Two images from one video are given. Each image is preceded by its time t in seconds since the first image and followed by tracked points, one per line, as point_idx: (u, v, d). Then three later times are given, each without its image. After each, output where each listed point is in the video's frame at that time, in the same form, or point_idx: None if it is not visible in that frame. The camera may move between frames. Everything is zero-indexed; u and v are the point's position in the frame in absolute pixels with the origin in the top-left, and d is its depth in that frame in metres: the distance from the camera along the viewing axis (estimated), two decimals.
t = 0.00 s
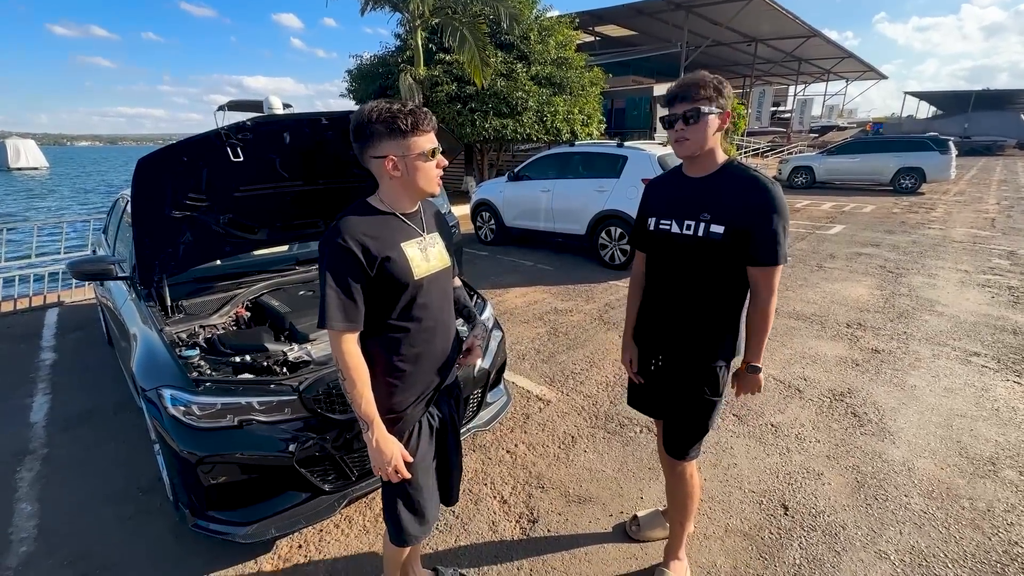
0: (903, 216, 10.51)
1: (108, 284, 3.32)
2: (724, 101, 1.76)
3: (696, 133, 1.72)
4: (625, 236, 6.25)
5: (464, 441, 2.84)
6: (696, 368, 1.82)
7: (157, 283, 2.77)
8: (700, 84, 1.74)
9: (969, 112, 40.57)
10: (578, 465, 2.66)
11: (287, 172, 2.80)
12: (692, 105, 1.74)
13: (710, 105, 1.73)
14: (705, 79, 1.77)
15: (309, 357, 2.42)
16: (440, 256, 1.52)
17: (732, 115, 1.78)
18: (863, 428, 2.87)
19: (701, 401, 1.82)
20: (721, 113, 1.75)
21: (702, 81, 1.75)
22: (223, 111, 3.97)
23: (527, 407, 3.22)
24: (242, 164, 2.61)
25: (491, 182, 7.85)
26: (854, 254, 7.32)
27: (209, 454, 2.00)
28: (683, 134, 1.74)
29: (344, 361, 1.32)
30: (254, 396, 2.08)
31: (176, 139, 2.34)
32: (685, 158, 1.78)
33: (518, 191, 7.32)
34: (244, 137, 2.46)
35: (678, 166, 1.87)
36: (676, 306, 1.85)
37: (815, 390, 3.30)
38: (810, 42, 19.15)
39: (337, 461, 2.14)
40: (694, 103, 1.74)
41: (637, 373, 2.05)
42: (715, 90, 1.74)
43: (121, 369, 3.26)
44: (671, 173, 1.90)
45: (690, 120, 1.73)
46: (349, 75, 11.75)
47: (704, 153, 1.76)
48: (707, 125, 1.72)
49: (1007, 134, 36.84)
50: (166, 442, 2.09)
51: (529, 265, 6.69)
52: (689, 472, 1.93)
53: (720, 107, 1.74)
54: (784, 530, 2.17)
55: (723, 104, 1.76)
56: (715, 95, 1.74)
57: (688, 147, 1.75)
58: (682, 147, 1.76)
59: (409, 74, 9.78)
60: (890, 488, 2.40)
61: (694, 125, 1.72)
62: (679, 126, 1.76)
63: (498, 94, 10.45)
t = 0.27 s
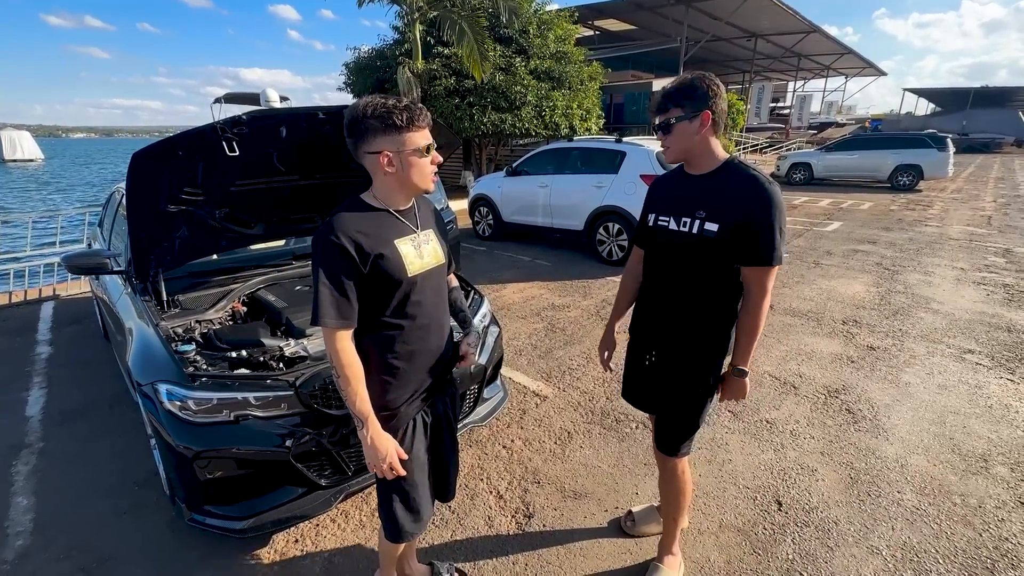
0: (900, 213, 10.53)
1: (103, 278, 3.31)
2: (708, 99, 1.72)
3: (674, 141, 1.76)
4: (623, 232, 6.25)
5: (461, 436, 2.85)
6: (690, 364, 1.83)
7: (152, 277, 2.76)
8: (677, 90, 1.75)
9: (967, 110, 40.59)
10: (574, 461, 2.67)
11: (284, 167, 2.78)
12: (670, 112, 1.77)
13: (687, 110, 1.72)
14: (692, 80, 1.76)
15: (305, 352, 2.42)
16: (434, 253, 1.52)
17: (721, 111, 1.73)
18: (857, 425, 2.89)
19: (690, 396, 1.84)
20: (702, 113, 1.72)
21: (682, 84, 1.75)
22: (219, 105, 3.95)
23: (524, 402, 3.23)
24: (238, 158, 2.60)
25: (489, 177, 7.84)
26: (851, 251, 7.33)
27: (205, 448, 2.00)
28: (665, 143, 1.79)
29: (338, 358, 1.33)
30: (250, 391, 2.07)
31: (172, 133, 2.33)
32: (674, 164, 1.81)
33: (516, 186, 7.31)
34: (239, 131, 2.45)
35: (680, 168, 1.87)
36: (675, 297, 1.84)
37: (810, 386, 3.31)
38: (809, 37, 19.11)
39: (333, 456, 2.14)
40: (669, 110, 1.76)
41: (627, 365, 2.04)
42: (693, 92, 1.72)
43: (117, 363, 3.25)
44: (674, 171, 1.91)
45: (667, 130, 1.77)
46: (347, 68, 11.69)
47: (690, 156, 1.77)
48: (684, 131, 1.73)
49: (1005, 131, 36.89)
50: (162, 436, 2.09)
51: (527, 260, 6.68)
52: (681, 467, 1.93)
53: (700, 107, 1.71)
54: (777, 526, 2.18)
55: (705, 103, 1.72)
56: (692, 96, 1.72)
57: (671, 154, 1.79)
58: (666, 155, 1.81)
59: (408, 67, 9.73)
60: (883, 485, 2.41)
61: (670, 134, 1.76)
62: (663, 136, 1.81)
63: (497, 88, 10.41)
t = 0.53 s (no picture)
0: (896, 210, 10.56)
1: (95, 272, 3.28)
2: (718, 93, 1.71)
3: (681, 131, 1.74)
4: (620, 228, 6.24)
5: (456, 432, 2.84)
6: (684, 360, 1.82)
7: (144, 272, 2.73)
8: (689, 79, 1.74)
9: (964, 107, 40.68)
10: (569, 457, 2.67)
11: (277, 160, 2.75)
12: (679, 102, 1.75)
13: (697, 101, 1.71)
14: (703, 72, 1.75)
15: (299, 348, 2.40)
16: (428, 249, 1.51)
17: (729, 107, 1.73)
18: (852, 422, 2.90)
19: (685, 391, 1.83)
20: (711, 106, 1.71)
21: (694, 75, 1.74)
22: (214, 97, 3.92)
23: (520, 398, 3.23)
24: (231, 152, 2.57)
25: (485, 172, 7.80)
26: (847, 248, 7.35)
27: (197, 445, 1.99)
28: (669, 132, 1.77)
29: (331, 355, 1.31)
30: (243, 387, 2.06)
31: (163, 125, 2.30)
32: (676, 156, 1.79)
33: (513, 181, 7.29)
34: (232, 124, 2.42)
35: (681, 163, 1.86)
36: (670, 292, 1.84)
37: (805, 383, 3.32)
38: (808, 33, 19.08)
39: (327, 453, 2.14)
40: (679, 100, 1.74)
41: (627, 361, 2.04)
42: (705, 83, 1.71)
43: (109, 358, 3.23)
44: (676, 167, 1.90)
45: (674, 119, 1.74)
46: (343, 61, 11.60)
47: (693, 149, 1.75)
48: (693, 122, 1.71)
49: (1001, 129, 37.02)
50: (154, 433, 2.08)
51: (523, 255, 6.67)
52: (676, 464, 1.92)
53: (710, 99, 1.70)
54: (772, 522, 2.19)
55: (715, 96, 1.71)
56: (702, 88, 1.71)
57: (675, 145, 1.77)
58: (670, 145, 1.79)
59: (404, 61, 9.67)
60: (876, 481, 2.42)
61: (678, 123, 1.74)
62: (668, 125, 1.78)
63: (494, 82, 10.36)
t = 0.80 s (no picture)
0: (890, 208, 10.61)
1: (86, 267, 3.25)
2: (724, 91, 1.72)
3: (686, 123, 1.72)
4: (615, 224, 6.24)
5: (451, 427, 2.84)
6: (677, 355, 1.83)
7: (136, 266, 2.71)
8: (701, 72, 1.72)
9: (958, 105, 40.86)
10: (564, 452, 2.68)
11: (271, 154, 2.73)
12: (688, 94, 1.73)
13: (706, 96, 1.70)
14: (711, 68, 1.74)
15: (293, 343, 2.39)
16: (423, 244, 1.50)
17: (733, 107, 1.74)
18: (844, 417, 2.92)
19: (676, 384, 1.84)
20: (718, 104, 1.72)
21: (702, 70, 1.73)
22: (206, 90, 3.89)
23: (515, 394, 3.23)
24: (224, 145, 2.55)
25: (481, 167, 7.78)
26: (841, 245, 7.38)
27: (190, 440, 1.98)
28: (673, 123, 1.75)
29: (327, 351, 1.30)
30: (236, 381, 2.04)
31: (155, 118, 2.28)
32: (675, 148, 1.78)
33: (509, 176, 7.27)
34: (225, 117, 2.40)
35: (678, 158, 1.85)
36: (664, 288, 1.84)
37: (799, 379, 3.34)
38: (804, 30, 19.07)
39: (321, 448, 2.13)
40: (688, 91, 1.72)
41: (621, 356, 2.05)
42: (714, 79, 1.71)
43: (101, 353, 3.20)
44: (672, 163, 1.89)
45: (680, 109, 1.72)
46: (337, 54, 11.52)
47: (695, 143, 1.74)
48: (700, 115, 1.70)
49: (994, 127, 37.22)
50: (146, 428, 2.07)
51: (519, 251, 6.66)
52: (669, 459, 1.93)
53: (718, 97, 1.71)
54: (764, 517, 2.20)
55: (722, 94, 1.72)
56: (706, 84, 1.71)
57: (677, 136, 1.76)
58: (672, 136, 1.77)
59: (399, 55, 9.61)
60: (868, 476, 2.44)
61: (684, 114, 1.72)
62: (672, 115, 1.76)
63: (490, 77, 10.32)
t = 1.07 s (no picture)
0: (882, 205, 10.68)
1: (79, 261, 3.23)
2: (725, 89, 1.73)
3: (686, 117, 1.73)
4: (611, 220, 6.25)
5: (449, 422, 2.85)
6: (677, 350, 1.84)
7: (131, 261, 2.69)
8: (704, 67, 1.73)
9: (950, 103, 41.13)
10: (561, 446, 2.69)
11: (267, 148, 2.73)
12: (690, 88, 1.74)
13: (708, 92, 1.71)
14: (712, 64, 1.75)
15: (291, 338, 2.38)
16: (424, 239, 1.50)
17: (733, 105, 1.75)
18: (837, 411, 2.95)
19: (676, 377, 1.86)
20: (719, 101, 1.73)
21: (704, 65, 1.74)
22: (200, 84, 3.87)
23: (512, 388, 3.24)
24: (220, 139, 2.54)
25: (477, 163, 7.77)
26: (835, 241, 7.43)
27: (188, 435, 1.98)
28: (674, 116, 1.75)
29: (329, 345, 1.30)
30: (234, 376, 2.05)
31: (152, 112, 2.27)
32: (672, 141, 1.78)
33: (504, 172, 7.27)
34: (221, 110, 2.39)
35: (674, 153, 1.85)
36: (662, 284, 1.85)
37: (793, 373, 3.37)
38: (798, 27, 19.13)
39: (319, 442, 2.14)
40: (692, 86, 1.73)
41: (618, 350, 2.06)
42: (716, 75, 1.72)
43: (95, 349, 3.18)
44: (669, 158, 1.90)
45: (682, 103, 1.73)
46: (332, 49, 11.45)
47: (693, 137, 1.74)
48: (701, 110, 1.71)
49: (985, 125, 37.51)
50: (143, 423, 2.07)
51: (515, 247, 6.67)
52: (667, 453, 1.95)
53: (719, 94, 1.72)
54: (759, 509, 2.23)
55: (723, 92, 1.74)
56: (706, 80, 1.72)
57: (676, 130, 1.76)
58: (671, 129, 1.77)
59: (394, 49, 9.56)
60: (860, 469, 2.47)
61: (686, 108, 1.72)
62: (673, 108, 1.76)
63: (486, 72, 10.30)
